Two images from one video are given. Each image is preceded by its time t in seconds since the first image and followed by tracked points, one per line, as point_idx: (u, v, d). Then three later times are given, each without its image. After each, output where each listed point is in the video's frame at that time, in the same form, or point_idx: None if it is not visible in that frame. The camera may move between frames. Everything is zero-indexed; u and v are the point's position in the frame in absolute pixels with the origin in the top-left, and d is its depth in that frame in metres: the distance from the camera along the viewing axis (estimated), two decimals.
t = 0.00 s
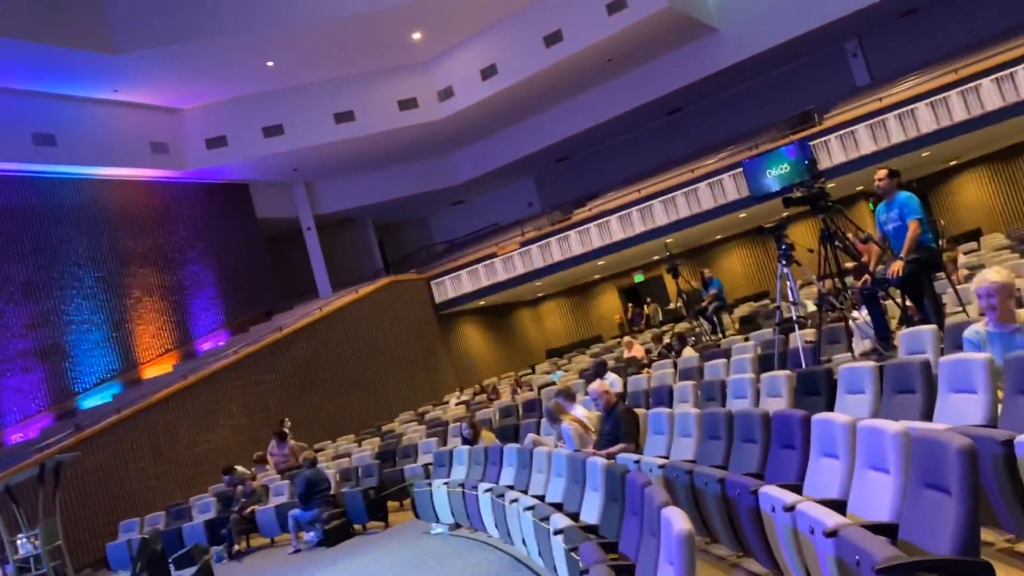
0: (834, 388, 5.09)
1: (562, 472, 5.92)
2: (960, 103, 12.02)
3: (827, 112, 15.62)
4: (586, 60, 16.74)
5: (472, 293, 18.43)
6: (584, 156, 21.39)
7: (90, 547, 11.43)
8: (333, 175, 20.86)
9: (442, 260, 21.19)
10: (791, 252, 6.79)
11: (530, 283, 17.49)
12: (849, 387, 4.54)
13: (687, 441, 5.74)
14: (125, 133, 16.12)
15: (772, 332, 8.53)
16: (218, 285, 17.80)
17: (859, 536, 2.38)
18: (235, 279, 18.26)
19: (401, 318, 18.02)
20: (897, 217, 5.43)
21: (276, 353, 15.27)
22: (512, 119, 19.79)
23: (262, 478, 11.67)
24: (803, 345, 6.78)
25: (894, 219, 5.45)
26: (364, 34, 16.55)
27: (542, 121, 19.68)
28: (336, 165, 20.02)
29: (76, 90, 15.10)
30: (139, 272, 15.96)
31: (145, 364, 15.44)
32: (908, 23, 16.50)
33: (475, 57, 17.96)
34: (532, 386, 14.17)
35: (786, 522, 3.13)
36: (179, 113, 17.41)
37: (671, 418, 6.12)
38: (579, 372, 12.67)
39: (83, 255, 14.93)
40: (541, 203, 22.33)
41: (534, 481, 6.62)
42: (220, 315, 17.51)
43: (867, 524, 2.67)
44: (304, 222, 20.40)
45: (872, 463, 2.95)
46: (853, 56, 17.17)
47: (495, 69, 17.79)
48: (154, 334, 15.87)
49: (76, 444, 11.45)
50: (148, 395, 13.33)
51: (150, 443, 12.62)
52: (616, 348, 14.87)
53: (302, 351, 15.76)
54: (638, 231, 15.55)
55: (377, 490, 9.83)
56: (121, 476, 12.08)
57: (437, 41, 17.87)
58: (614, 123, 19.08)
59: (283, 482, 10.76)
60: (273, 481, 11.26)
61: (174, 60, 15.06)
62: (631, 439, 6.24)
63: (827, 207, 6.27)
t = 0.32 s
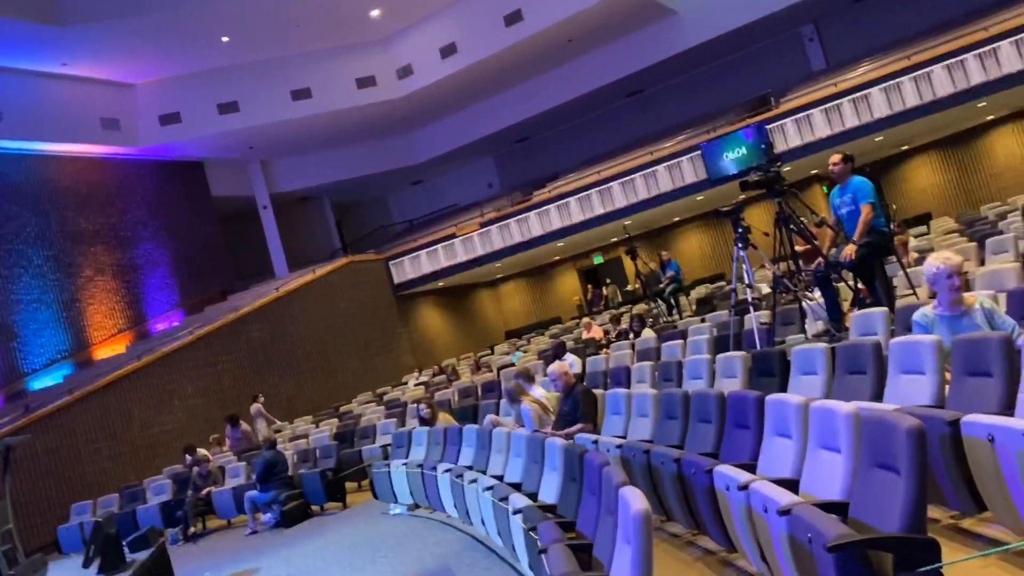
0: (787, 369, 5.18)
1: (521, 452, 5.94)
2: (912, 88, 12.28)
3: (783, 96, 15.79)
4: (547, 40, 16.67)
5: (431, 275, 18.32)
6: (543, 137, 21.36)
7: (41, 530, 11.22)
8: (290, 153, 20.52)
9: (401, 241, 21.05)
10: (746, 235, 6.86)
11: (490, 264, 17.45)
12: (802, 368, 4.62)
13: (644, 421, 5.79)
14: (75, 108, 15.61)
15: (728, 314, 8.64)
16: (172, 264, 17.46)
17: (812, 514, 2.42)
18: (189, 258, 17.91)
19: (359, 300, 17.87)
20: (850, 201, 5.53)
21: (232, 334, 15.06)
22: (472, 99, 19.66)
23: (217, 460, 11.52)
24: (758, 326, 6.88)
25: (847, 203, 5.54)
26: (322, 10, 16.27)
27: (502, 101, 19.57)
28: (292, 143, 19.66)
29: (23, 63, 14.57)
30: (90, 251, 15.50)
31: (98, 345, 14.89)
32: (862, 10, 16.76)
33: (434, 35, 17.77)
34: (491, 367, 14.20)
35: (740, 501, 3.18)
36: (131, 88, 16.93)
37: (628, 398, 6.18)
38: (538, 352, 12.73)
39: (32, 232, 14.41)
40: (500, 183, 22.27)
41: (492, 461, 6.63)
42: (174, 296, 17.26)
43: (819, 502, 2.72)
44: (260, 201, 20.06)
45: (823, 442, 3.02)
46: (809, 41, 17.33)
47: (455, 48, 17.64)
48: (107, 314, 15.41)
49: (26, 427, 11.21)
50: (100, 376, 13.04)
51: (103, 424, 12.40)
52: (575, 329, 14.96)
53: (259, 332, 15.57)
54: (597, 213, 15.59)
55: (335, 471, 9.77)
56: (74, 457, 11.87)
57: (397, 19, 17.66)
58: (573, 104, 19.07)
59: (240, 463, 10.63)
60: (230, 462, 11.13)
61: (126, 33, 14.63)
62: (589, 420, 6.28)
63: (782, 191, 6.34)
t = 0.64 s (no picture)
0: (749, 351, 5.25)
1: (487, 432, 5.95)
2: (876, 74, 12.42)
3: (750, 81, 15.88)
4: (516, 20, 16.54)
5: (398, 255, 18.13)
6: (511, 118, 21.25)
7: None
8: (254, 130, 20.16)
9: (367, 220, 20.85)
10: (711, 218, 6.92)
11: (456, 245, 17.37)
12: (764, 350, 4.69)
13: (609, 402, 5.83)
14: (33, 81, 15.14)
15: (692, 296, 8.71)
16: (133, 241, 17.11)
17: (772, 495, 2.46)
18: (150, 236, 17.57)
19: (323, 278, 17.66)
20: (814, 185, 5.60)
21: (194, 313, 14.85)
22: (440, 78, 19.48)
23: (180, 440, 11.39)
24: (722, 309, 6.96)
25: (810, 187, 5.62)
26: None
27: (470, 80, 19.40)
28: (257, 120, 19.32)
29: None
30: (48, 228, 14.95)
31: (55, 323, 14.56)
32: None
33: (401, 12, 17.53)
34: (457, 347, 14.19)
35: (702, 481, 3.22)
36: (91, 61, 16.46)
37: (593, 380, 6.22)
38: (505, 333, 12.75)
39: None
40: (467, 164, 22.13)
41: (458, 442, 6.64)
42: (134, 274, 16.91)
43: (779, 483, 2.77)
44: (224, 178, 19.72)
45: (784, 424, 3.06)
46: (777, 26, 17.40)
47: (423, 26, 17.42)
48: (65, 292, 15.01)
49: None
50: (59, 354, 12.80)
51: (62, 403, 12.20)
52: (541, 310, 15.00)
53: (222, 311, 15.37)
54: (565, 194, 15.58)
55: (300, 452, 9.71)
56: (32, 437, 11.70)
57: None
58: (542, 85, 18.98)
59: (203, 444, 10.52)
60: (193, 442, 11.02)
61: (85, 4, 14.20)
62: (554, 401, 6.31)
63: (747, 175, 6.39)
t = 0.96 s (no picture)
0: (712, 332, 5.32)
1: (452, 410, 5.95)
2: (842, 60, 12.54)
3: (717, 63, 15.93)
4: None
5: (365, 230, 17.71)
6: (480, 95, 21.10)
7: None
8: (218, 102, 19.75)
9: (333, 196, 20.61)
10: (677, 200, 6.95)
11: (423, 223, 17.23)
12: (727, 331, 4.74)
13: (574, 380, 5.86)
14: None
15: (657, 277, 8.77)
16: (94, 213, 16.70)
17: (731, 473, 2.50)
18: (110, 208, 17.16)
19: (287, 253, 17.36)
20: (778, 169, 5.65)
21: (156, 287, 14.63)
22: (409, 53, 19.25)
23: (141, 415, 11.24)
24: (686, 290, 7.02)
25: (775, 171, 5.68)
26: None
27: (438, 55, 19.19)
28: (221, 92, 18.92)
29: None
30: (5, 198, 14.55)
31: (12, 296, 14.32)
32: None
33: None
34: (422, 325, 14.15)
35: (664, 459, 3.26)
36: (49, 27, 15.93)
37: (559, 358, 6.24)
38: (471, 312, 12.73)
39: None
40: (435, 140, 21.96)
41: (423, 419, 6.64)
42: (95, 246, 16.51)
43: (739, 461, 2.81)
44: (187, 151, 19.30)
45: (745, 403, 3.11)
46: (744, 9, 17.41)
47: None
48: (22, 264, 14.68)
49: None
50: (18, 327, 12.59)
51: (20, 377, 12.12)
52: (507, 289, 15.01)
53: (185, 285, 15.17)
54: (533, 173, 15.54)
55: (263, 428, 9.62)
56: None
57: None
58: (511, 62, 18.85)
59: (164, 419, 10.38)
60: (154, 417, 10.90)
61: None
62: (519, 378, 6.33)
63: (714, 157, 6.42)
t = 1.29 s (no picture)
0: (679, 317, 5.36)
1: (419, 392, 5.93)
2: (813, 48, 12.65)
3: (690, 49, 15.97)
4: None
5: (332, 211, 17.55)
6: (452, 75, 20.93)
7: None
8: (184, 77, 19.33)
9: (301, 174, 20.34)
10: (648, 185, 6.95)
11: (393, 203, 17.07)
12: (694, 316, 4.78)
13: (542, 364, 5.87)
14: None
15: (626, 261, 8.80)
16: (56, 188, 16.37)
17: (695, 456, 2.52)
18: (71, 183, 16.77)
19: (254, 233, 17.07)
20: (748, 156, 5.66)
21: (118, 264, 14.50)
22: (380, 31, 19.02)
23: (103, 393, 11.07)
24: (655, 275, 7.06)
25: (745, 158, 5.68)
26: None
27: (410, 34, 18.98)
28: (188, 66, 18.52)
29: None
30: None
31: None
32: None
33: None
34: (390, 306, 14.09)
35: (629, 442, 3.29)
36: None
37: (528, 342, 6.25)
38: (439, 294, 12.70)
39: None
40: (406, 120, 21.74)
41: (390, 400, 6.62)
42: (57, 222, 16.21)
43: (703, 445, 2.84)
44: (153, 126, 18.90)
45: (710, 388, 3.13)
46: None
47: None
48: None
49: None
50: None
51: None
52: (476, 272, 14.98)
53: (148, 263, 15.03)
54: (504, 155, 15.48)
55: (228, 408, 9.52)
56: None
57: None
58: (484, 43, 18.70)
59: (127, 398, 10.24)
60: (116, 395, 10.75)
61: None
62: (487, 361, 6.32)
63: (685, 142, 6.43)
